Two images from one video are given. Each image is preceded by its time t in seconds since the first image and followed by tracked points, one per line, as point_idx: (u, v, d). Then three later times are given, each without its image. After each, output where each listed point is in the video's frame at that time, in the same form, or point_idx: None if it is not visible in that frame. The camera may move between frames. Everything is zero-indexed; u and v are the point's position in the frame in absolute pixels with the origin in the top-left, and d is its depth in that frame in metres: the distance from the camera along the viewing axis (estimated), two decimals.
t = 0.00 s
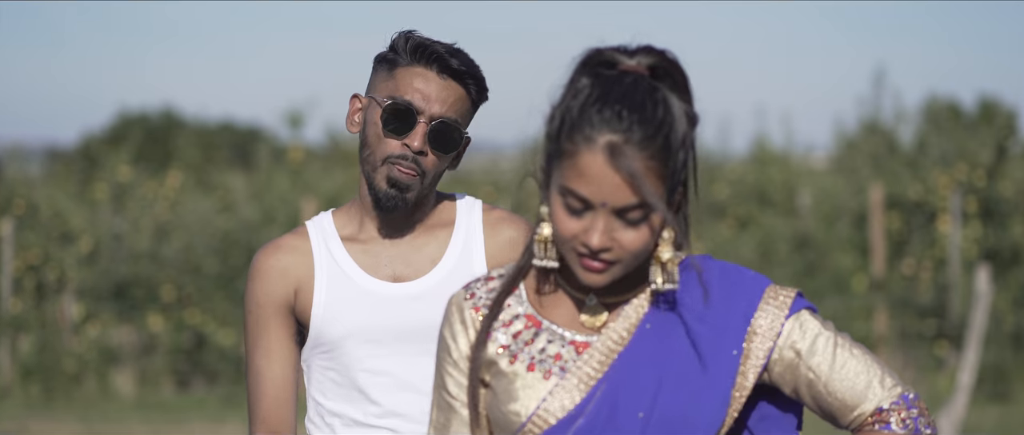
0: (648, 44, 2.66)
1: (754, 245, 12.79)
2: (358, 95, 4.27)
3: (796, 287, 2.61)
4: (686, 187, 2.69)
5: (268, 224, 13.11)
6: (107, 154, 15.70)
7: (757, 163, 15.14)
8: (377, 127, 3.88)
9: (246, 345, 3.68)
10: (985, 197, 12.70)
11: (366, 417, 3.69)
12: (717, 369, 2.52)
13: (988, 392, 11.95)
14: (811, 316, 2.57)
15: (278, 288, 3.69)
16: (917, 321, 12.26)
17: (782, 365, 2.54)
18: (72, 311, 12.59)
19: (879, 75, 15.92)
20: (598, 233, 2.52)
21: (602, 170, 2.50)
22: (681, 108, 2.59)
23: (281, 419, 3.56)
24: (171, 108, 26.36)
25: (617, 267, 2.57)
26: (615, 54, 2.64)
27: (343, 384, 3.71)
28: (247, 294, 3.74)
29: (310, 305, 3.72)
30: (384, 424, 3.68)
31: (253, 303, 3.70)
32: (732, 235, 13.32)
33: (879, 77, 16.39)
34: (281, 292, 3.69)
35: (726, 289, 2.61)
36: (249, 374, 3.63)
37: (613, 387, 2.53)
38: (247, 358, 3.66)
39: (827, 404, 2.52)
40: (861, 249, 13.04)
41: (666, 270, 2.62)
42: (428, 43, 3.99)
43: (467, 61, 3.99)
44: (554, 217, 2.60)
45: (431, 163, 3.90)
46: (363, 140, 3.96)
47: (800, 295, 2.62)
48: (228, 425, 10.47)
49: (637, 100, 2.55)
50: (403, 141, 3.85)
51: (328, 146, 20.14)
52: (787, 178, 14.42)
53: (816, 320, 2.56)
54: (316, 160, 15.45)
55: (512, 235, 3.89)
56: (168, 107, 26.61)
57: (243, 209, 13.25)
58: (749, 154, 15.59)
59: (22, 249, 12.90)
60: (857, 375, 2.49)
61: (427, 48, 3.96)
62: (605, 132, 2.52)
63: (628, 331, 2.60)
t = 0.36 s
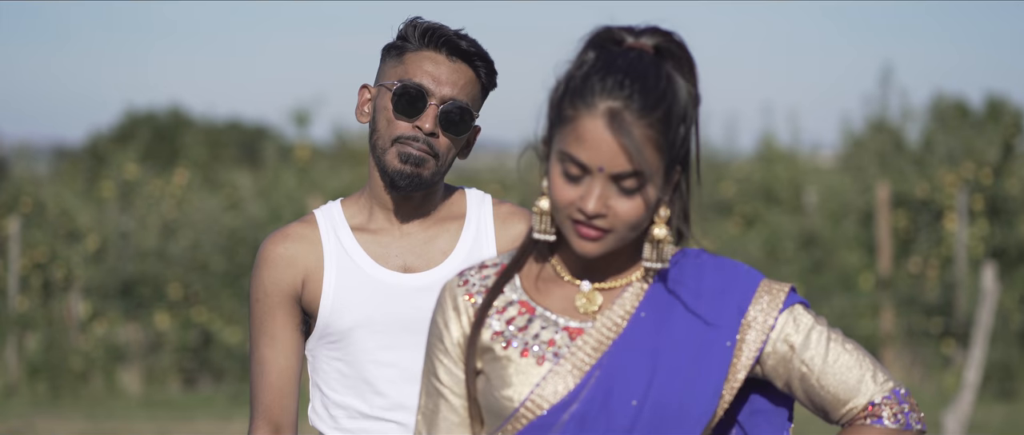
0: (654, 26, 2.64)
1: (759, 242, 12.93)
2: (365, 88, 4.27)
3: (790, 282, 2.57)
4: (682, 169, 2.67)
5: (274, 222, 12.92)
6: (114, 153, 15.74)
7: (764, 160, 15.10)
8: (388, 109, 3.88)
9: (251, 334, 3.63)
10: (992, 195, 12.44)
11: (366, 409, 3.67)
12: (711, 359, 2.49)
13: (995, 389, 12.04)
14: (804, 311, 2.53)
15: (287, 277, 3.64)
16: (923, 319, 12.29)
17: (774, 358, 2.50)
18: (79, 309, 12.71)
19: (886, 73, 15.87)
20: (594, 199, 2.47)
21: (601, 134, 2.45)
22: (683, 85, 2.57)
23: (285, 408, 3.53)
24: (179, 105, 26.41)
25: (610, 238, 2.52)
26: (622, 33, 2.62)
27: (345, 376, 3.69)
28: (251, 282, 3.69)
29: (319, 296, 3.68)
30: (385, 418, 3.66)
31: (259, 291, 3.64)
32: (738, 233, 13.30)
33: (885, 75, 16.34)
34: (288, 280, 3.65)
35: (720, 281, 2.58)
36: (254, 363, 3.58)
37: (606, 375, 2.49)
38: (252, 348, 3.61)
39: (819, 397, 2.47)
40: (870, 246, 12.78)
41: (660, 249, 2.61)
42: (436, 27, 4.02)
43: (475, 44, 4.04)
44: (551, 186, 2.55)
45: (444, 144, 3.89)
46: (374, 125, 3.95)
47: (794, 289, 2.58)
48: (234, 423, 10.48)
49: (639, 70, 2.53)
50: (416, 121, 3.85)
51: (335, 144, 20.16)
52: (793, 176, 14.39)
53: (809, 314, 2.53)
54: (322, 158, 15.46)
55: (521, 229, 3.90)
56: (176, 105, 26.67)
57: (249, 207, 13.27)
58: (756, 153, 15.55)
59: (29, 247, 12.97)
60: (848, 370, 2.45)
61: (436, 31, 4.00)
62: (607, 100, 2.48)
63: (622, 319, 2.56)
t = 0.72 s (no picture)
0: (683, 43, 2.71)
1: (765, 242, 12.65)
2: (383, 90, 4.29)
3: (786, 282, 2.55)
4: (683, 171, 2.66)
5: (279, 220, 13.14)
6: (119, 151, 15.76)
7: (770, 159, 15.09)
8: (404, 113, 3.91)
9: (264, 334, 3.66)
10: (997, 194, 12.50)
11: (372, 411, 3.66)
12: (707, 363, 2.47)
13: (1000, 389, 11.93)
14: (800, 312, 2.51)
15: (300, 278, 3.67)
16: (928, 319, 12.24)
17: (771, 360, 2.49)
18: (84, 308, 12.70)
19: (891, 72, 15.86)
20: (580, 155, 2.52)
21: (600, 95, 2.54)
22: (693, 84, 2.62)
23: (297, 409, 3.56)
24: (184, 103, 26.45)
25: (594, 204, 2.54)
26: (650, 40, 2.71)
27: (353, 379, 3.69)
28: (265, 284, 3.70)
29: (331, 298, 3.69)
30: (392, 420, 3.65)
31: (274, 291, 3.67)
32: (744, 232, 13.30)
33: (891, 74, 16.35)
34: (301, 281, 3.67)
35: (716, 283, 2.55)
36: (267, 363, 3.62)
37: (604, 381, 2.47)
38: (266, 348, 3.64)
39: (816, 400, 2.47)
40: (874, 245, 12.92)
41: (644, 243, 2.61)
42: (455, 31, 4.06)
43: (493, 49, 4.06)
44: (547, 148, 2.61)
45: (460, 148, 3.91)
46: (390, 129, 3.97)
47: (789, 289, 2.56)
48: (239, 422, 10.49)
49: (655, 59, 2.59)
50: (431, 125, 3.88)
51: (340, 143, 20.18)
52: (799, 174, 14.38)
53: (806, 315, 2.51)
54: (328, 157, 15.47)
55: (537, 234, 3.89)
56: (181, 103, 26.70)
57: (255, 206, 13.31)
58: (761, 151, 15.54)
59: (34, 246, 12.98)
60: (846, 372, 2.45)
61: (454, 36, 4.03)
62: (613, 66, 2.57)
63: (619, 323, 2.54)
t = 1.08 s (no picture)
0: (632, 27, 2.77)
1: (769, 241, 12.92)
2: (402, 87, 4.29)
3: (795, 282, 2.58)
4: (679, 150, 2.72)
5: (284, 220, 13.23)
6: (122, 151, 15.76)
7: (774, 159, 15.08)
8: (423, 110, 3.90)
9: (280, 332, 3.67)
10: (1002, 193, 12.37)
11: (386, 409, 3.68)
12: (718, 362, 2.49)
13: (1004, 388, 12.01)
14: (809, 311, 2.54)
15: (317, 276, 3.69)
16: (933, 317, 12.26)
17: (780, 360, 2.52)
18: (89, 307, 12.66)
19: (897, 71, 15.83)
20: (601, 154, 2.51)
21: (602, 91, 2.55)
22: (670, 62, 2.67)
23: (314, 409, 3.57)
24: (188, 103, 26.48)
25: (618, 198, 2.55)
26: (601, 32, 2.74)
27: (368, 377, 3.70)
28: (280, 283, 3.73)
29: (347, 295, 3.71)
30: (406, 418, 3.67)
31: (290, 289, 3.69)
32: (749, 233, 13.30)
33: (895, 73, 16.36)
34: (319, 278, 3.69)
35: (724, 282, 2.57)
36: (283, 362, 3.63)
37: (616, 379, 2.48)
38: (282, 346, 3.65)
39: (826, 400, 2.49)
40: (879, 245, 12.70)
41: (655, 227, 2.67)
42: (475, 31, 4.06)
43: (513, 49, 4.05)
44: (553, 154, 2.59)
45: (478, 148, 3.91)
46: (408, 126, 3.97)
47: (798, 289, 2.58)
48: (243, 421, 10.48)
49: (634, 47, 2.62)
50: (450, 123, 3.88)
51: (343, 142, 20.21)
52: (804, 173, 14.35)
53: (814, 315, 2.53)
54: (332, 157, 15.49)
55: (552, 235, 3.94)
56: (185, 103, 26.75)
57: (259, 205, 13.34)
58: (765, 151, 15.54)
59: (39, 245, 13.01)
60: (855, 371, 2.47)
61: (474, 35, 4.03)
62: (603, 61, 2.58)
63: (629, 323, 2.55)
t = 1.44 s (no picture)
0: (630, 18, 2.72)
1: (775, 240, 12.86)
2: (413, 86, 4.27)
3: (810, 282, 2.56)
4: (689, 143, 2.70)
5: (288, 219, 13.23)
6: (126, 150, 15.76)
7: (778, 157, 15.06)
8: (432, 106, 3.90)
9: (292, 330, 3.66)
10: (1006, 193, 12.32)
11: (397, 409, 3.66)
12: (734, 361, 2.48)
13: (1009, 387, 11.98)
14: (824, 311, 2.52)
15: (331, 273, 3.69)
16: (937, 317, 12.23)
17: (796, 360, 2.50)
18: (93, 306, 12.72)
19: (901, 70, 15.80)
20: (613, 161, 2.50)
21: (607, 97, 2.52)
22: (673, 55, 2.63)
23: (327, 407, 3.55)
24: (192, 101, 26.49)
25: (632, 203, 2.54)
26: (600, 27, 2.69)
27: (379, 377, 3.68)
28: (293, 279, 3.73)
29: (359, 293, 3.71)
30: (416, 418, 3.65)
31: (303, 287, 3.68)
32: (753, 232, 13.29)
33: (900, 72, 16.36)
34: (332, 274, 3.70)
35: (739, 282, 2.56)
36: (296, 360, 3.61)
37: (631, 379, 2.46)
38: (294, 344, 3.64)
39: (841, 400, 2.46)
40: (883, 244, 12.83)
41: (667, 224, 2.63)
42: (484, 25, 4.06)
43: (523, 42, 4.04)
44: (564, 163, 2.57)
45: (488, 141, 3.90)
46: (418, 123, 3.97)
47: (813, 289, 2.57)
48: (248, 421, 10.48)
49: (635, 45, 2.59)
50: (459, 118, 3.87)
51: (347, 141, 20.23)
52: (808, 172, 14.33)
53: (829, 315, 2.51)
54: (336, 155, 15.49)
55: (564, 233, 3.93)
56: (188, 101, 26.76)
57: (263, 204, 13.37)
58: (770, 149, 15.52)
59: (42, 244, 12.95)
60: (871, 371, 2.44)
61: (483, 29, 4.03)
62: (608, 64, 2.55)
63: (644, 322, 2.53)
